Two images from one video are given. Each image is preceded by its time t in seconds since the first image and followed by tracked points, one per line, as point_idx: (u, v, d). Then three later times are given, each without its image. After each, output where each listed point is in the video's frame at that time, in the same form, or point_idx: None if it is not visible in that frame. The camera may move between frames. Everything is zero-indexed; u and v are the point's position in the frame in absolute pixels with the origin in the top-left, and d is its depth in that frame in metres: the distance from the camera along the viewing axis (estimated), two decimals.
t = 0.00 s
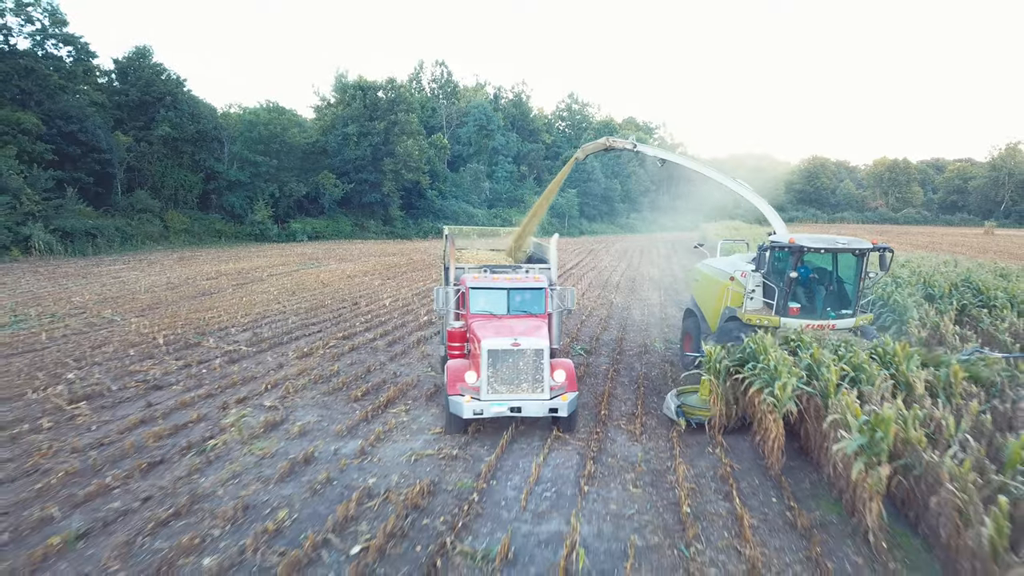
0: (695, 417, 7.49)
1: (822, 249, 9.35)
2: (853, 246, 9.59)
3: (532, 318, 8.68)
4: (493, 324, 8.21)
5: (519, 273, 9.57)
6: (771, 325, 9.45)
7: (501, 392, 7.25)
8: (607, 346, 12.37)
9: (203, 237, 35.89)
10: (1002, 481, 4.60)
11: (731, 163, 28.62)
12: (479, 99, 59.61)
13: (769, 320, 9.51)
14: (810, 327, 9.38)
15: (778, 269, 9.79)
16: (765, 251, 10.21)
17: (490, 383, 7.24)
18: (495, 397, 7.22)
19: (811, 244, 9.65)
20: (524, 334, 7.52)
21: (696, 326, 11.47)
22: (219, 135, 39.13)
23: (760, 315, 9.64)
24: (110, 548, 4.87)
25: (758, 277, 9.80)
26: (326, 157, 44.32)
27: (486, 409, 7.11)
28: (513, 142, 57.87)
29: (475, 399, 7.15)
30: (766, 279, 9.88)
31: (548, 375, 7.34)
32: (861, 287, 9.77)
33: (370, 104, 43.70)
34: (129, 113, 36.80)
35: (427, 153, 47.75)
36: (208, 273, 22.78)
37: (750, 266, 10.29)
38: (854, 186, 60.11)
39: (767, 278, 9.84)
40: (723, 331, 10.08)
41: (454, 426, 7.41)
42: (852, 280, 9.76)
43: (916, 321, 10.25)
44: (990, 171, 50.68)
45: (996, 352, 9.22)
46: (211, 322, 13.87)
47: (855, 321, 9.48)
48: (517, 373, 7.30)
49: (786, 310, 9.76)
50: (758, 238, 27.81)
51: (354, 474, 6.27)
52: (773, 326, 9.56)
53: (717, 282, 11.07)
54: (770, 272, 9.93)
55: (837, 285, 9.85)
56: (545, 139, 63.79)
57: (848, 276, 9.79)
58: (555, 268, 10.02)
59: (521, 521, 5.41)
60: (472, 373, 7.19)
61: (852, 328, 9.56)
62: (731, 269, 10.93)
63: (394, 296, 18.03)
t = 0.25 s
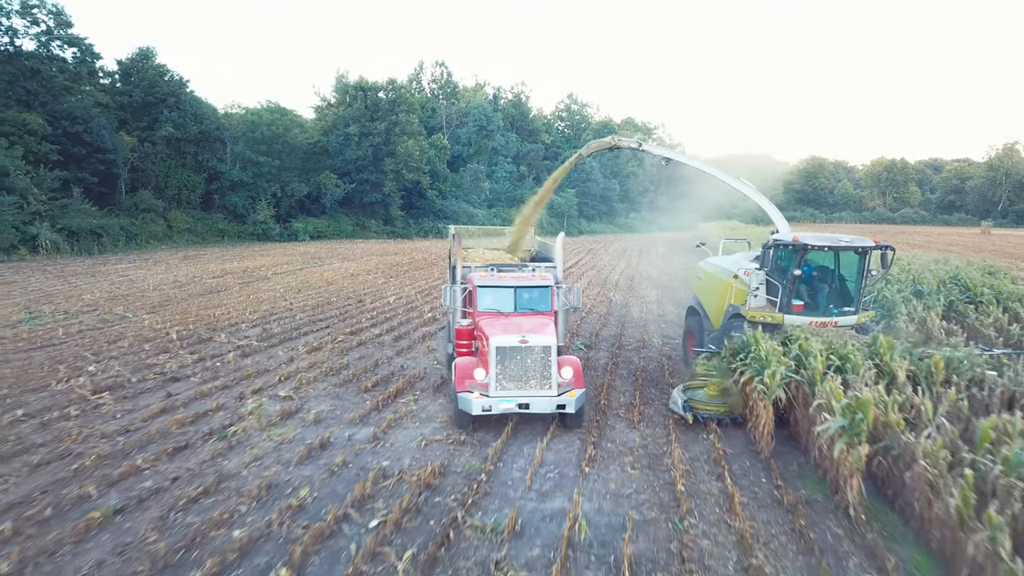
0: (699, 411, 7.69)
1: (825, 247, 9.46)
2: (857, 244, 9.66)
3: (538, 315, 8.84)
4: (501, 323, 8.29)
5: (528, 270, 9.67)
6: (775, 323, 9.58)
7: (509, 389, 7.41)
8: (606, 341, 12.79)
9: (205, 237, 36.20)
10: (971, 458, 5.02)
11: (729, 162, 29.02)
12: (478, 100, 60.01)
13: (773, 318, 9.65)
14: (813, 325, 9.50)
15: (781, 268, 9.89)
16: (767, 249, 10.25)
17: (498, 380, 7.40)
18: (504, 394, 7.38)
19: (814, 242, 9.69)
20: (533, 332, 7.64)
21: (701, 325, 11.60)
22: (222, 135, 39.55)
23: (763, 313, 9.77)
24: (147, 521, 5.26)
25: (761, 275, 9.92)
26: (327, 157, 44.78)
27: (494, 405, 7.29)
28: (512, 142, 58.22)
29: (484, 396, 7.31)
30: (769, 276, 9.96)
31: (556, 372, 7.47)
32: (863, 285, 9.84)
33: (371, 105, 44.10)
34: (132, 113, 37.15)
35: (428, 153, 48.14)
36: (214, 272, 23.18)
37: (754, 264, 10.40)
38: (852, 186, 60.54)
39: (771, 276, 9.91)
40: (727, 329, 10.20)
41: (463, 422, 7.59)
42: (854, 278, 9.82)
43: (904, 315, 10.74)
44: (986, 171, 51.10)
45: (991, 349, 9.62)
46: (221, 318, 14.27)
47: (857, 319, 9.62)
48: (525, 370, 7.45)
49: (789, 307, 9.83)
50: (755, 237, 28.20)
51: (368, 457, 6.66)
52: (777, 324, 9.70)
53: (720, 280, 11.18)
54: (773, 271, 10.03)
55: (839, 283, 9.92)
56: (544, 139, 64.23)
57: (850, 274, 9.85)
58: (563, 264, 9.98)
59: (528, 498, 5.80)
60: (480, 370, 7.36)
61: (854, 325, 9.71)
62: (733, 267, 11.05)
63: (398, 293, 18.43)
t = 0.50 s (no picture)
0: (707, 409, 7.71)
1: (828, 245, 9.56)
2: (858, 242, 9.75)
3: (546, 313, 8.83)
4: (508, 320, 8.30)
5: (536, 269, 9.75)
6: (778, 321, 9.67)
7: (517, 386, 7.45)
8: (605, 336, 13.19)
9: (208, 236, 36.50)
10: (947, 439, 5.41)
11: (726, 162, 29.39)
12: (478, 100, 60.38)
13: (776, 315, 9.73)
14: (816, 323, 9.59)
15: (784, 265, 9.99)
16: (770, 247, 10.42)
17: (506, 377, 7.43)
18: (512, 390, 7.42)
19: (817, 241, 9.82)
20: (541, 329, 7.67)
21: (700, 322, 11.35)
22: (224, 136, 39.96)
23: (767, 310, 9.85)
24: (177, 498, 5.64)
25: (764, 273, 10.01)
26: (328, 158, 45.23)
27: (503, 402, 7.32)
28: (512, 142, 58.54)
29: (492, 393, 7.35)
30: (771, 274, 10.13)
31: (564, 370, 7.51)
32: (865, 282, 9.94)
33: (371, 105, 44.46)
34: (135, 114, 37.48)
35: (428, 154, 48.52)
36: (219, 270, 23.57)
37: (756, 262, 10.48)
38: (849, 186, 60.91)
39: (773, 273, 10.08)
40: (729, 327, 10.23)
41: (471, 418, 7.61)
42: (856, 276, 9.92)
43: (893, 311, 11.13)
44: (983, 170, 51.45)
45: (990, 344, 9.85)
46: (230, 315, 14.64)
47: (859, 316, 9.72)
48: (533, 367, 7.48)
49: (791, 305, 9.95)
50: (753, 236, 28.55)
51: (380, 443, 7.04)
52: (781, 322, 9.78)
53: (717, 277, 11.18)
54: (776, 269, 10.14)
55: (841, 281, 10.01)
56: (543, 139, 64.63)
57: (852, 272, 9.95)
58: (569, 264, 10.20)
59: (533, 479, 6.18)
60: (488, 367, 7.39)
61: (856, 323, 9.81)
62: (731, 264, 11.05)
63: (401, 291, 18.80)
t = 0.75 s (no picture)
0: (711, 407, 7.84)
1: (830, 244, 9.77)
2: (859, 241, 10.00)
3: (552, 311, 9.03)
4: (515, 318, 8.50)
5: (541, 266, 9.93)
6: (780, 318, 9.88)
7: (524, 382, 7.54)
8: (602, 332, 13.63)
9: (210, 236, 36.76)
10: (924, 422, 5.79)
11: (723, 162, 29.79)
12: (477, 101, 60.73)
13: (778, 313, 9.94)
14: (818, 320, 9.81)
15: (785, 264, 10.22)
16: (772, 247, 10.66)
17: (514, 374, 7.51)
18: (519, 387, 7.50)
19: (818, 239, 10.07)
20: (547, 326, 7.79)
21: (704, 321, 11.54)
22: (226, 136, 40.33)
23: (769, 309, 10.07)
24: (203, 479, 6.02)
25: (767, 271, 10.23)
26: (329, 158, 45.63)
27: (511, 399, 7.38)
28: (511, 143, 58.91)
29: (500, 390, 7.42)
30: (773, 272, 10.36)
31: (571, 367, 7.59)
32: (865, 280, 10.16)
33: (371, 106, 44.87)
34: (137, 114, 37.74)
35: (428, 154, 48.87)
36: (223, 269, 23.92)
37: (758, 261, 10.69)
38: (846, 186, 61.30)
39: (775, 272, 10.30)
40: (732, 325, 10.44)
41: (478, 416, 7.69)
42: (856, 274, 10.14)
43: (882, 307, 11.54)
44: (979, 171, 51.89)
45: (990, 340, 10.23)
46: (237, 311, 15.03)
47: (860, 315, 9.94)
48: (541, 364, 7.55)
49: (794, 303, 10.15)
50: (749, 235, 28.91)
51: (391, 430, 7.41)
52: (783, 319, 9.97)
53: (721, 278, 11.39)
54: (777, 268, 10.36)
55: (842, 279, 10.24)
56: (541, 139, 65.04)
57: (852, 270, 10.18)
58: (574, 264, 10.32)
59: (536, 463, 6.54)
60: (496, 365, 7.46)
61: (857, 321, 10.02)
62: (734, 264, 11.28)
63: (403, 289, 19.18)
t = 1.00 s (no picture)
0: (715, 401, 7.97)
1: (832, 242, 9.99)
2: (860, 239, 10.25)
3: (558, 309, 9.16)
4: (522, 317, 8.57)
5: (545, 265, 10.00)
6: (783, 314, 10.08)
7: (532, 380, 7.63)
8: (600, 327, 14.04)
9: (212, 236, 37.07)
10: (903, 409, 6.20)
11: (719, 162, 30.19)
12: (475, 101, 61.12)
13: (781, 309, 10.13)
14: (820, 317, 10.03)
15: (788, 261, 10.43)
16: (774, 246, 10.90)
17: (521, 371, 7.59)
18: (527, 384, 7.60)
19: (819, 238, 10.30)
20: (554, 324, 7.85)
21: (706, 319, 11.68)
22: (227, 137, 40.69)
23: (772, 305, 10.26)
24: (225, 462, 6.39)
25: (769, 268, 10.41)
26: (329, 158, 46.01)
27: (518, 396, 7.50)
28: (509, 143, 59.32)
29: (507, 387, 7.53)
30: (776, 270, 10.58)
31: (577, 364, 7.70)
32: (865, 277, 10.39)
33: (371, 106, 45.31)
34: (139, 115, 38.08)
35: (427, 154, 49.25)
36: (227, 268, 24.30)
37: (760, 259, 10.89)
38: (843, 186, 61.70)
39: (778, 269, 10.50)
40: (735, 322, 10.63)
41: (486, 413, 7.78)
42: (857, 271, 10.37)
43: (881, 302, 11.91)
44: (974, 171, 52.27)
45: (986, 337, 10.54)
46: (244, 309, 15.43)
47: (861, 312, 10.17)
48: (547, 362, 7.64)
49: (795, 301, 10.37)
50: (746, 234, 29.31)
51: (399, 418, 7.79)
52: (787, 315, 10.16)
53: (723, 276, 11.58)
54: (779, 265, 10.57)
55: (843, 276, 10.47)
56: (539, 139, 65.44)
57: (853, 268, 10.40)
58: (577, 263, 10.45)
59: (540, 449, 6.90)
60: (504, 363, 7.55)
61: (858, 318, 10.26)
62: (737, 263, 11.49)
63: (405, 287, 19.53)
